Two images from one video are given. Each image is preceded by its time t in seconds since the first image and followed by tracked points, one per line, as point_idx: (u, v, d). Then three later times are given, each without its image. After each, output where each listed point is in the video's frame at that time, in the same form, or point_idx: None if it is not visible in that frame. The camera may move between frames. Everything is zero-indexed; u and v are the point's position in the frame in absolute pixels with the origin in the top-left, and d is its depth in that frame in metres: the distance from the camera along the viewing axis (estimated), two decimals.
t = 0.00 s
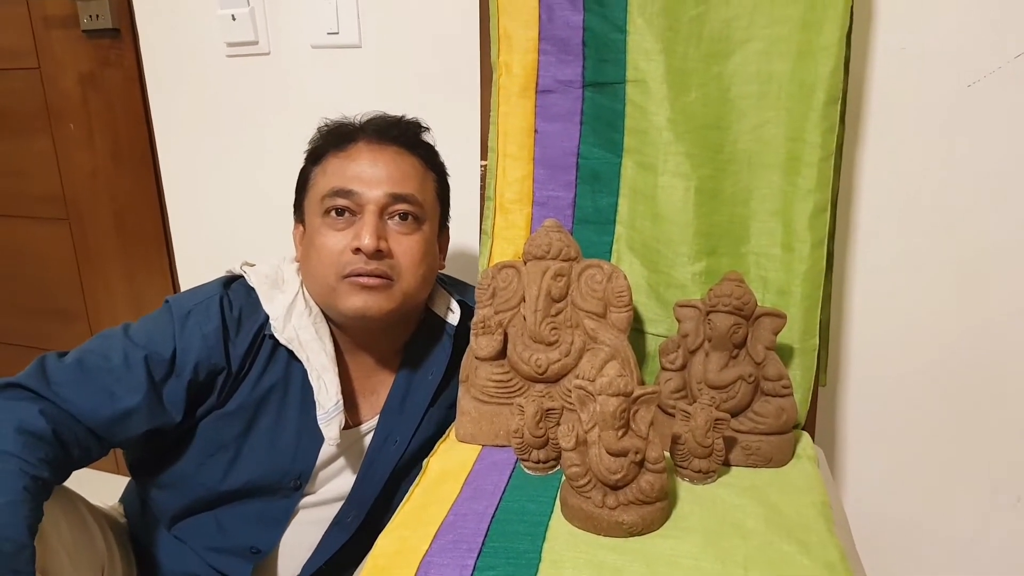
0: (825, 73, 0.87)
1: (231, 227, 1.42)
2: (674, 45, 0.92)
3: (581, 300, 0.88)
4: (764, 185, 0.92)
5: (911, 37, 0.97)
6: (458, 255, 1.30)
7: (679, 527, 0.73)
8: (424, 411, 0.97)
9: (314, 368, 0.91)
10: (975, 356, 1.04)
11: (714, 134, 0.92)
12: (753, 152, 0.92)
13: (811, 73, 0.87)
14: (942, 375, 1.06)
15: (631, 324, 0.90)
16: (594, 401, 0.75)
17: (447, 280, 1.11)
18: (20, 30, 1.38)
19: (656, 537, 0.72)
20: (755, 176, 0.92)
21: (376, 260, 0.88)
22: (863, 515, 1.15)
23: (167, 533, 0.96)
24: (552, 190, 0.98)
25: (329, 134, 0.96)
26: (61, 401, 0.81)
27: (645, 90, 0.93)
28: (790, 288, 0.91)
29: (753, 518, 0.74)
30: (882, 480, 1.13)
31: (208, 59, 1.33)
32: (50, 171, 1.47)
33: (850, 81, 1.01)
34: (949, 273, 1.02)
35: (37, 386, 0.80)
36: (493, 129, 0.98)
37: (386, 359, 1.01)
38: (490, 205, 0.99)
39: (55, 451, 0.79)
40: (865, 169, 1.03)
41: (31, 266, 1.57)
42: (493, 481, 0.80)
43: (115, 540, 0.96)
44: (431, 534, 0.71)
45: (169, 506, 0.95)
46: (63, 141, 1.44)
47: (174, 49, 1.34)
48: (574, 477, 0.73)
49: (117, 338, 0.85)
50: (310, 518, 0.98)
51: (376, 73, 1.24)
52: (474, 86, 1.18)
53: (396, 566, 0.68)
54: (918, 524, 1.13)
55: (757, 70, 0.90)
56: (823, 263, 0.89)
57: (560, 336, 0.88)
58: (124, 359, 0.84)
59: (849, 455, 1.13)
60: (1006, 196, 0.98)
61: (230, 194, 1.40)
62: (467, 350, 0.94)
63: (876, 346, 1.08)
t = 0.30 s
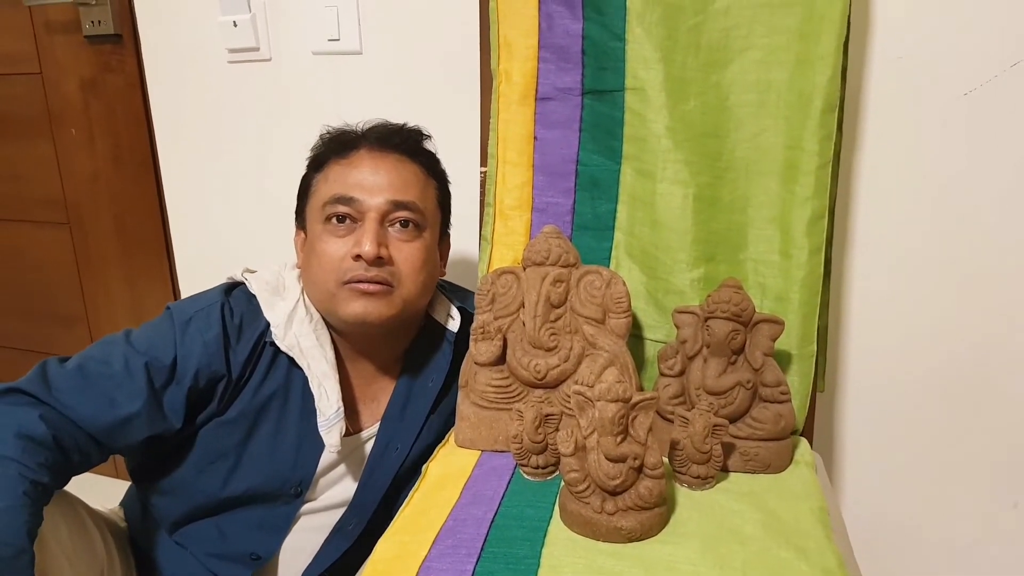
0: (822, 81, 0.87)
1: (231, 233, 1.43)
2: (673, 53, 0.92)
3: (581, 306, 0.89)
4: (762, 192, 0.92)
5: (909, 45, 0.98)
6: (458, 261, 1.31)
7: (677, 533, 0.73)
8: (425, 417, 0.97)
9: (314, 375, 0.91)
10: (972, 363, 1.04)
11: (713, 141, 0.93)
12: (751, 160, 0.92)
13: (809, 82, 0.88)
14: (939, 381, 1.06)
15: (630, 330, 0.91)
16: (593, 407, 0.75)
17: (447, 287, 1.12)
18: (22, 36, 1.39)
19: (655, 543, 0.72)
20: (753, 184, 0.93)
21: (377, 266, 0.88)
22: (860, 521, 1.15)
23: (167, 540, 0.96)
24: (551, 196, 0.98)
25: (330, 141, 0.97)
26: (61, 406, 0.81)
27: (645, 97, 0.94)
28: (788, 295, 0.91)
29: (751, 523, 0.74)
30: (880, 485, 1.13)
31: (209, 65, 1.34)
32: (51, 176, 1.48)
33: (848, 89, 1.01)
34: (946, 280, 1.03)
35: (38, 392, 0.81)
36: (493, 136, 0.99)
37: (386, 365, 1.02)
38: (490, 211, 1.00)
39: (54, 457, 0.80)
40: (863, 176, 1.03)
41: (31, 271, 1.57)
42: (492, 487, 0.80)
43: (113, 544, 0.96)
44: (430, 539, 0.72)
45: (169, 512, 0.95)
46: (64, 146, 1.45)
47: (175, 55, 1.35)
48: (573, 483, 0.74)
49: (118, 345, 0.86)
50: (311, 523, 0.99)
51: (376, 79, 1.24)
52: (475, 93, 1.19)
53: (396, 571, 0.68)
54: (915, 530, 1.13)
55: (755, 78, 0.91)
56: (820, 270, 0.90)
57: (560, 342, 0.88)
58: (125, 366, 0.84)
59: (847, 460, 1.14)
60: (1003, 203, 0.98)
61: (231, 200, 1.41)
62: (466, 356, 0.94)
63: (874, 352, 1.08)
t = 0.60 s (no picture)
0: (827, 80, 0.87)
1: (231, 228, 1.42)
2: (678, 50, 0.92)
3: (582, 303, 0.89)
4: (764, 191, 0.92)
5: (912, 46, 0.98)
6: (458, 258, 1.30)
7: (677, 530, 0.73)
8: (425, 414, 0.97)
9: (314, 371, 0.91)
10: (972, 365, 1.04)
11: (716, 139, 0.93)
12: (754, 158, 0.92)
13: (814, 81, 0.88)
14: (940, 383, 1.06)
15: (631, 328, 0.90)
16: (594, 403, 0.75)
17: (447, 284, 1.11)
18: (22, 27, 1.38)
19: (655, 539, 0.72)
20: (756, 182, 0.93)
21: (377, 262, 0.88)
22: (858, 522, 1.15)
23: (164, 535, 0.96)
24: (554, 193, 0.98)
25: (331, 136, 0.96)
26: (58, 397, 0.81)
27: (649, 94, 0.94)
28: (790, 294, 0.91)
29: (750, 521, 0.74)
30: (878, 487, 1.13)
31: (210, 58, 1.33)
32: (50, 169, 1.48)
33: (852, 89, 1.01)
34: (947, 281, 1.03)
35: (35, 383, 0.80)
36: (495, 132, 0.99)
37: (386, 361, 1.01)
38: (492, 208, 0.99)
39: (52, 448, 0.79)
40: (866, 177, 1.03)
41: (29, 264, 1.57)
42: (492, 482, 0.80)
43: (109, 536, 0.96)
44: (429, 534, 0.71)
45: (166, 507, 0.94)
46: (62, 139, 1.44)
47: (177, 48, 1.35)
48: (573, 479, 0.73)
49: (116, 338, 0.85)
50: (309, 519, 0.98)
51: (378, 75, 1.24)
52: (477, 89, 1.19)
53: (395, 564, 0.68)
54: (913, 532, 1.13)
55: (759, 76, 0.91)
56: (822, 270, 0.90)
57: (561, 339, 0.88)
58: (123, 359, 0.84)
59: (846, 461, 1.14)
60: (1005, 205, 0.98)
61: (231, 194, 1.40)
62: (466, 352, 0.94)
63: (875, 353, 1.08)
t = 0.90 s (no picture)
0: (819, 74, 0.87)
1: (220, 224, 1.41)
2: (670, 44, 0.92)
3: (573, 299, 0.88)
4: (756, 186, 0.92)
5: (904, 41, 0.98)
6: (449, 254, 1.29)
7: (669, 527, 0.73)
8: (416, 413, 0.97)
9: (302, 371, 0.90)
10: (963, 359, 1.04)
11: (708, 134, 0.93)
12: (746, 154, 0.92)
13: (806, 75, 0.88)
14: (930, 378, 1.07)
15: (622, 324, 0.90)
16: (585, 400, 0.75)
17: (438, 281, 1.11)
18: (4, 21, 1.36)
19: (647, 536, 0.71)
20: (748, 178, 0.92)
21: (366, 259, 0.87)
22: (850, 517, 1.15)
23: (151, 537, 0.95)
24: (545, 189, 0.97)
25: (318, 131, 0.95)
26: (38, 398, 0.80)
27: (641, 89, 0.93)
28: (782, 290, 0.91)
29: (742, 518, 0.74)
30: (869, 482, 1.13)
31: (197, 52, 1.32)
32: (34, 165, 1.46)
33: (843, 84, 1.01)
34: (938, 276, 1.03)
35: (16, 385, 0.79)
36: (486, 128, 0.98)
37: (376, 358, 1.00)
38: (483, 204, 0.99)
39: (32, 451, 0.79)
40: (857, 171, 1.03)
41: (14, 261, 1.55)
42: (482, 480, 0.79)
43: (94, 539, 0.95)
44: (418, 533, 0.71)
45: (153, 509, 0.93)
46: (47, 134, 1.42)
47: (163, 42, 1.33)
48: (564, 476, 0.73)
49: (99, 338, 0.84)
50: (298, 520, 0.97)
51: (367, 70, 1.23)
52: (468, 84, 1.18)
53: (383, 564, 0.67)
54: (905, 527, 1.13)
55: (752, 71, 0.90)
56: (814, 265, 0.89)
57: (552, 336, 0.88)
58: (106, 359, 0.83)
59: (837, 456, 1.14)
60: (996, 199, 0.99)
61: (219, 190, 1.39)
62: (457, 350, 0.93)
63: (866, 348, 1.08)
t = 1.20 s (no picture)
0: (814, 61, 0.86)
1: (210, 213, 1.39)
2: (664, 31, 0.91)
3: (566, 287, 0.87)
4: (750, 174, 0.92)
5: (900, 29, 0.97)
6: (441, 243, 1.28)
7: (661, 515, 0.72)
8: (408, 403, 0.96)
9: (293, 360, 0.89)
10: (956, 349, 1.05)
11: (702, 122, 0.92)
12: (740, 141, 0.91)
13: (801, 62, 0.87)
14: (923, 368, 1.07)
15: (615, 313, 0.89)
16: (578, 387, 0.74)
17: (429, 269, 1.10)
18: None
19: (639, 524, 0.71)
20: (742, 166, 0.92)
21: (356, 247, 0.86)
22: (842, 506, 1.15)
23: (141, 526, 0.94)
24: (537, 176, 0.96)
25: (308, 117, 0.94)
26: (26, 384, 0.79)
27: (634, 76, 0.93)
28: (775, 279, 0.91)
29: (735, 506, 0.73)
30: (862, 471, 1.13)
31: (186, 38, 1.30)
32: (21, 152, 1.44)
33: (838, 72, 1.00)
34: (932, 265, 1.03)
35: (4, 370, 0.78)
36: (478, 114, 0.97)
37: (367, 348, 0.99)
38: (475, 191, 0.98)
39: (21, 437, 0.77)
40: (851, 160, 1.03)
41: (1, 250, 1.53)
42: (474, 468, 0.79)
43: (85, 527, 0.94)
44: (410, 521, 0.70)
45: (143, 499, 0.92)
46: (34, 121, 1.40)
47: (152, 28, 1.31)
48: (557, 464, 0.72)
49: (87, 325, 0.83)
50: (289, 509, 0.96)
51: (359, 56, 1.22)
52: (460, 71, 1.17)
53: (375, 552, 0.67)
54: (896, 516, 1.13)
55: (746, 58, 0.90)
56: (807, 254, 0.89)
57: (544, 324, 0.87)
58: (95, 347, 0.82)
59: (830, 446, 1.14)
60: (990, 189, 0.98)
61: (209, 178, 1.37)
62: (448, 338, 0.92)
63: (858, 338, 1.08)
